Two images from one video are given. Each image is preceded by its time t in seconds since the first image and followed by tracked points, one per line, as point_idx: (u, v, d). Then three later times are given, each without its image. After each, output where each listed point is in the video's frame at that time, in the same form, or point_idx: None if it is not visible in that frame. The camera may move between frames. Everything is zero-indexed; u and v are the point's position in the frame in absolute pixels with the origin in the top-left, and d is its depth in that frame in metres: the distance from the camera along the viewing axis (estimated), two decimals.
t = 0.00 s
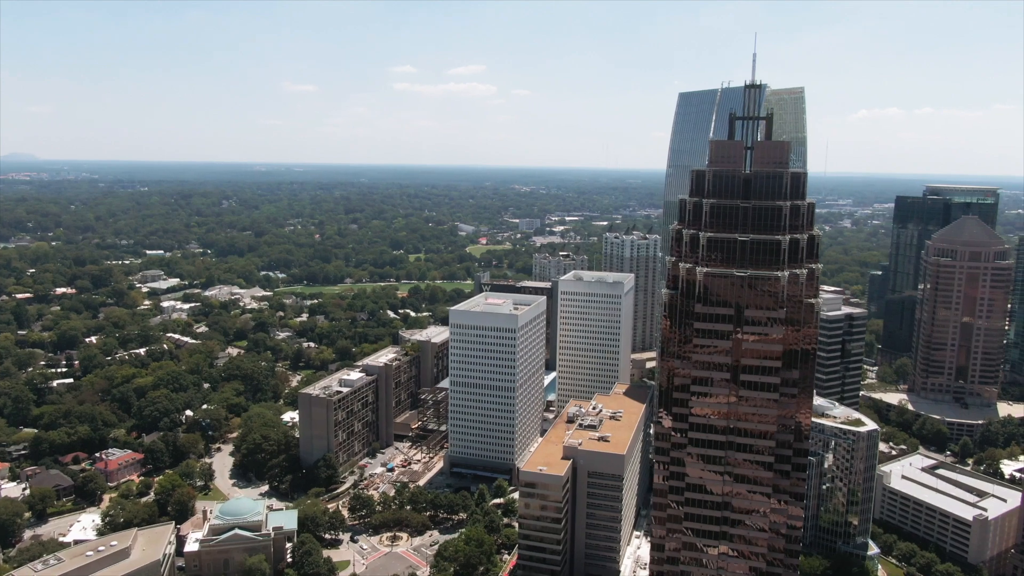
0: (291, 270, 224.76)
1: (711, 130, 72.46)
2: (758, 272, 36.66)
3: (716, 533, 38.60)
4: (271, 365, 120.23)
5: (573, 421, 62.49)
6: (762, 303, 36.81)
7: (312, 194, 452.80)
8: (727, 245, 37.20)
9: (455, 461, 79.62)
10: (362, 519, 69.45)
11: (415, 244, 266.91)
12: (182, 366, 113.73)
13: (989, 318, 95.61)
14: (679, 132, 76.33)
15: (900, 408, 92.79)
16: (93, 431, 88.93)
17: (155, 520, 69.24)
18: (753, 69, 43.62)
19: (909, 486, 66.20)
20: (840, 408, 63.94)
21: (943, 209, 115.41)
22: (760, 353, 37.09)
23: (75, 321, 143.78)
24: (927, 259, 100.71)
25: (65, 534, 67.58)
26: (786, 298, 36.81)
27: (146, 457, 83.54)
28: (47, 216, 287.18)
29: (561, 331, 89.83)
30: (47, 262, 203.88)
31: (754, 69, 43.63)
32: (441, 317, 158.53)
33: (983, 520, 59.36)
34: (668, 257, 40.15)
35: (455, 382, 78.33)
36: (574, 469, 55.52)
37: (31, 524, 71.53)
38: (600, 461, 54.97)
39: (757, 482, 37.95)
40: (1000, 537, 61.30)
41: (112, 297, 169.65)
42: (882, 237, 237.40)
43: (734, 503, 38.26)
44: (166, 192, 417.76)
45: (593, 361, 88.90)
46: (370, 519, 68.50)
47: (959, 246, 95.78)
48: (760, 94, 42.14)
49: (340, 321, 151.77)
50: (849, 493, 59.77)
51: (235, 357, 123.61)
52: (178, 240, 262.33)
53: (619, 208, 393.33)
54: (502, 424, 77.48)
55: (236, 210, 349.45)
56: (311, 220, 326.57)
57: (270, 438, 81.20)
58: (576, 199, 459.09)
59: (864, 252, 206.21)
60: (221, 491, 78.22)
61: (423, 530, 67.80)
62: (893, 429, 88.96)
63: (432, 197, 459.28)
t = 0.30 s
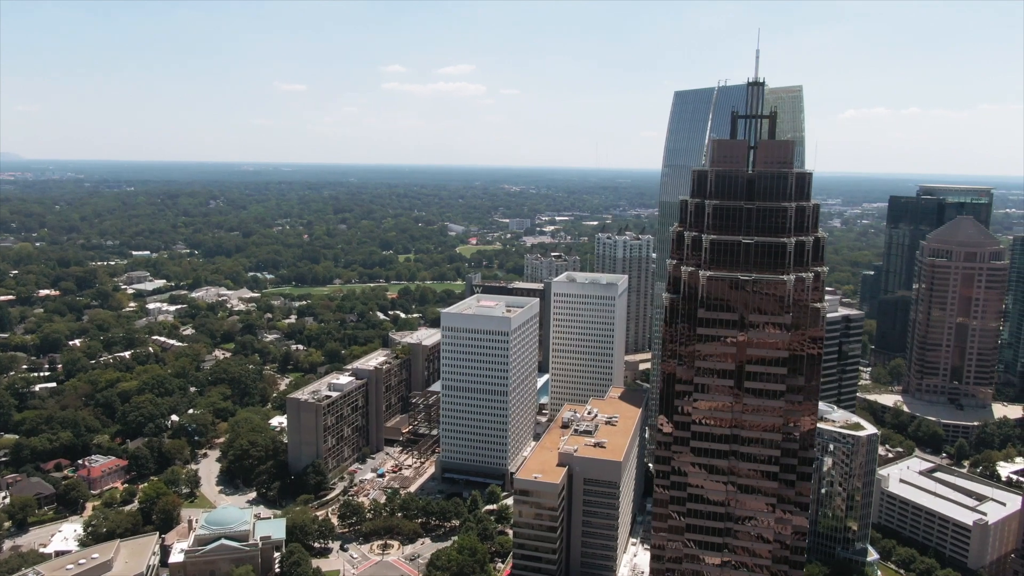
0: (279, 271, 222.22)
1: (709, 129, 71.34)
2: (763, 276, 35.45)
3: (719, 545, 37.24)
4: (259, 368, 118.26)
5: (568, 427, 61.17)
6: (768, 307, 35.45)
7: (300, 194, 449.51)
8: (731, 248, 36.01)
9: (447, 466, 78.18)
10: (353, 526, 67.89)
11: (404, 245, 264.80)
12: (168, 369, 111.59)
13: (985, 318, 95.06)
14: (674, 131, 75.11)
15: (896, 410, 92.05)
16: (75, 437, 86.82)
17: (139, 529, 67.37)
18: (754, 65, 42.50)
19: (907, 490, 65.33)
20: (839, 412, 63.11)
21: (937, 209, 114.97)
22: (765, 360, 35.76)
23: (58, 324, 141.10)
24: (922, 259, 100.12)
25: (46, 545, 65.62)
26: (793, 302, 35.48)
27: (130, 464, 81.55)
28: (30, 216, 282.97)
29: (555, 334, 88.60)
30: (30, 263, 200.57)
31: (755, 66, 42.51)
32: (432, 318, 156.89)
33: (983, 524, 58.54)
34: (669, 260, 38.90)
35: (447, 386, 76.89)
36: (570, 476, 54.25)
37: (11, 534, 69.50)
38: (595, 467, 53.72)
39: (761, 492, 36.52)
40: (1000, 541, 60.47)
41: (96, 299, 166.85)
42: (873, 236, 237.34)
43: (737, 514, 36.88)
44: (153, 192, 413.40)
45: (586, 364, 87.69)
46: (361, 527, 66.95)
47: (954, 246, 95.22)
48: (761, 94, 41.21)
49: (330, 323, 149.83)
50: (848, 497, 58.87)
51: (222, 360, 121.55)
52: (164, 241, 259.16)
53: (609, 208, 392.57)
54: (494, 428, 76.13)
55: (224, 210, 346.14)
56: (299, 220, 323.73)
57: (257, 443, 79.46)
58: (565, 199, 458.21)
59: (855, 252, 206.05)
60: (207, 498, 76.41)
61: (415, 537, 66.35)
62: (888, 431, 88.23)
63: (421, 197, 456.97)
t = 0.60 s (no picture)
0: (269, 271, 220.38)
1: (704, 129, 70.67)
2: (768, 279, 34.50)
3: (723, 555, 36.26)
4: (249, 370, 116.69)
5: (564, 431, 60.11)
6: (772, 311, 34.52)
7: (290, 194, 446.79)
8: (733, 250, 35.06)
9: (440, 471, 77.02)
10: (344, 533, 66.68)
11: (395, 245, 263.29)
12: (156, 372, 109.93)
13: (979, 319, 94.68)
14: (669, 131, 74.23)
15: (891, 411, 91.63)
16: (61, 442, 85.15)
17: (125, 538, 65.94)
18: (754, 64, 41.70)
19: (906, 493, 64.69)
20: (838, 415, 62.28)
21: (931, 209, 114.63)
22: (770, 366, 34.82)
23: (44, 326, 139.04)
24: (916, 260, 99.72)
25: (30, 554, 64.11)
26: (798, 307, 34.58)
27: (116, 470, 80.02)
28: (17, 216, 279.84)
29: (548, 336, 87.54)
30: (16, 264, 198.03)
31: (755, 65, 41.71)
32: (423, 319, 155.67)
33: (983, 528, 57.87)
34: (670, 262, 37.93)
35: (440, 389, 75.73)
36: (566, 482, 53.29)
37: None
38: (592, 473, 52.76)
39: (766, 501, 35.60)
40: (1000, 545, 59.85)
41: (83, 301, 164.76)
42: (864, 236, 237.50)
43: (741, 523, 35.96)
44: (141, 193, 410.14)
45: (580, 366, 86.74)
46: (353, 534, 65.75)
47: (949, 246, 94.84)
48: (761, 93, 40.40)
49: (320, 325, 148.47)
50: (847, 501, 58.13)
51: (211, 362, 119.90)
52: (153, 241, 256.75)
53: (600, 208, 391.92)
54: (488, 432, 75.07)
55: (213, 211, 343.61)
56: (289, 220, 321.54)
57: (246, 448, 78.12)
58: (557, 198, 457.56)
59: (846, 252, 206.09)
60: (195, 505, 75.04)
61: (408, 544, 65.20)
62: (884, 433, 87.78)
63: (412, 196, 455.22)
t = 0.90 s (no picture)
0: (259, 272, 218.34)
1: (700, 127, 69.62)
2: (773, 283, 33.56)
3: (726, 567, 35.19)
4: (238, 373, 115.04)
5: (559, 435, 59.01)
6: (778, 316, 33.62)
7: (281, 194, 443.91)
8: (737, 252, 34.01)
9: (432, 476, 75.77)
10: (336, 540, 65.39)
11: (386, 245, 261.63)
12: (143, 375, 108.13)
13: (975, 320, 94.26)
14: (664, 130, 73.37)
15: (887, 413, 91.06)
16: (45, 448, 83.38)
17: (110, 547, 64.39)
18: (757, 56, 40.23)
19: (905, 497, 63.94)
20: (837, 418, 61.34)
21: (926, 209, 114.17)
22: (775, 372, 33.87)
23: (30, 328, 136.88)
24: (911, 260, 99.20)
25: (12, 563, 62.51)
26: (804, 311, 33.63)
27: (102, 476, 78.39)
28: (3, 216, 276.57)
29: (542, 338, 86.45)
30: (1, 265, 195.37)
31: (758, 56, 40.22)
32: (415, 320, 154.30)
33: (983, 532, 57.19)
34: (671, 264, 36.97)
35: (433, 392, 74.54)
36: (562, 489, 52.15)
37: None
38: (589, 479, 51.63)
39: (770, 510, 34.58)
40: (1001, 549, 59.19)
41: (70, 303, 162.56)
42: (856, 236, 237.52)
43: (745, 533, 34.88)
44: (130, 193, 406.50)
45: (575, 368, 85.67)
46: (344, 541, 64.46)
47: (944, 246, 94.34)
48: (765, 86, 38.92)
49: (311, 326, 146.92)
50: (846, 505, 57.31)
51: (200, 365, 118.19)
52: (141, 242, 254.18)
53: (591, 207, 391.20)
54: (482, 436, 73.92)
55: (203, 211, 340.77)
56: (279, 220, 319.21)
57: (235, 453, 76.73)
58: (548, 198, 456.69)
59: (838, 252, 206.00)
60: (183, 512, 73.53)
61: (400, 552, 63.90)
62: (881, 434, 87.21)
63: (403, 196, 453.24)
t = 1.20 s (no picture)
0: (248, 273, 216.27)
1: (696, 127, 68.66)
2: (778, 286, 32.58)
3: None
4: (227, 376, 113.37)
5: (555, 440, 58.03)
6: (783, 320, 32.61)
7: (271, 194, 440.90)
8: (742, 255, 32.98)
9: (425, 480, 74.59)
10: (327, 547, 64.05)
11: (377, 245, 259.95)
12: (130, 379, 106.34)
13: (971, 320, 93.75)
14: (660, 129, 72.65)
15: (883, 414, 90.54)
16: (30, 453, 81.64)
17: (95, 556, 62.88)
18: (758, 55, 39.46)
19: (904, 500, 63.30)
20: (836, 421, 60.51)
21: (920, 209, 113.74)
22: (780, 377, 32.85)
23: (15, 331, 134.64)
24: (907, 260, 98.64)
25: None
26: (810, 315, 32.62)
27: (88, 482, 76.78)
28: None
29: (537, 339, 85.35)
30: None
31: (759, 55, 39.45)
32: (407, 321, 152.98)
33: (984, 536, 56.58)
34: (672, 266, 35.97)
35: (426, 396, 73.35)
36: (559, 495, 51.09)
37: None
38: (586, 486, 50.58)
39: (775, 519, 33.47)
40: (1000, 553, 58.65)
41: (56, 304, 160.28)
42: (848, 236, 237.47)
43: (749, 544, 33.79)
44: (117, 193, 402.40)
45: (569, 370, 84.65)
46: (336, 548, 63.14)
47: (940, 246, 93.92)
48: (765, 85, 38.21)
49: (301, 328, 145.34)
50: (846, 509, 56.52)
51: (188, 368, 116.42)
52: (129, 242, 251.37)
53: (582, 207, 390.51)
54: (475, 440, 72.82)
55: (192, 211, 337.58)
56: (269, 221, 316.76)
57: (224, 459, 75.31)
58: (539, 198, 455.80)
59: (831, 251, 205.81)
60: (171, 518, 72.04)
61: (393, 559, 62.66)
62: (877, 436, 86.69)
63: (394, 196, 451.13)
